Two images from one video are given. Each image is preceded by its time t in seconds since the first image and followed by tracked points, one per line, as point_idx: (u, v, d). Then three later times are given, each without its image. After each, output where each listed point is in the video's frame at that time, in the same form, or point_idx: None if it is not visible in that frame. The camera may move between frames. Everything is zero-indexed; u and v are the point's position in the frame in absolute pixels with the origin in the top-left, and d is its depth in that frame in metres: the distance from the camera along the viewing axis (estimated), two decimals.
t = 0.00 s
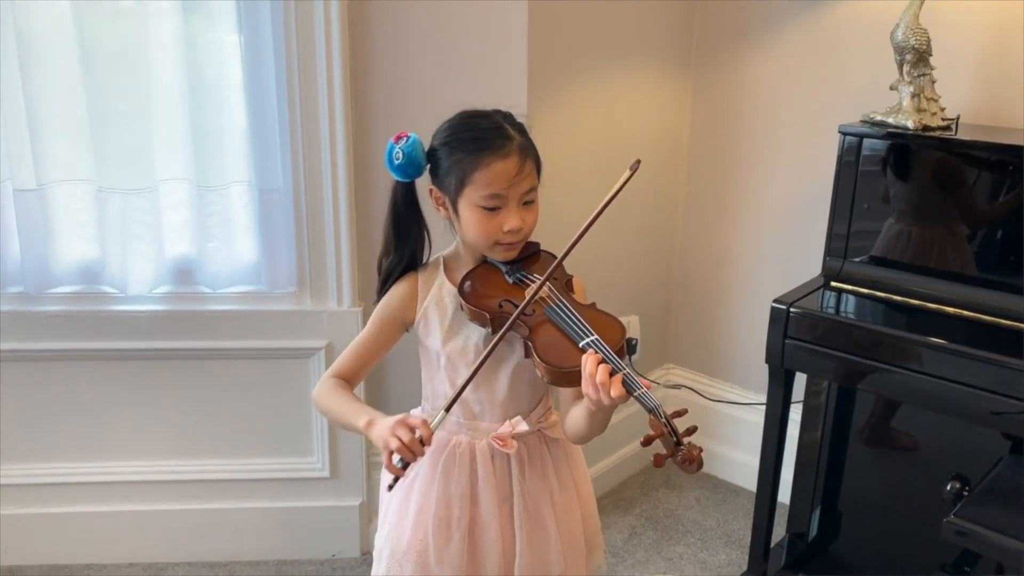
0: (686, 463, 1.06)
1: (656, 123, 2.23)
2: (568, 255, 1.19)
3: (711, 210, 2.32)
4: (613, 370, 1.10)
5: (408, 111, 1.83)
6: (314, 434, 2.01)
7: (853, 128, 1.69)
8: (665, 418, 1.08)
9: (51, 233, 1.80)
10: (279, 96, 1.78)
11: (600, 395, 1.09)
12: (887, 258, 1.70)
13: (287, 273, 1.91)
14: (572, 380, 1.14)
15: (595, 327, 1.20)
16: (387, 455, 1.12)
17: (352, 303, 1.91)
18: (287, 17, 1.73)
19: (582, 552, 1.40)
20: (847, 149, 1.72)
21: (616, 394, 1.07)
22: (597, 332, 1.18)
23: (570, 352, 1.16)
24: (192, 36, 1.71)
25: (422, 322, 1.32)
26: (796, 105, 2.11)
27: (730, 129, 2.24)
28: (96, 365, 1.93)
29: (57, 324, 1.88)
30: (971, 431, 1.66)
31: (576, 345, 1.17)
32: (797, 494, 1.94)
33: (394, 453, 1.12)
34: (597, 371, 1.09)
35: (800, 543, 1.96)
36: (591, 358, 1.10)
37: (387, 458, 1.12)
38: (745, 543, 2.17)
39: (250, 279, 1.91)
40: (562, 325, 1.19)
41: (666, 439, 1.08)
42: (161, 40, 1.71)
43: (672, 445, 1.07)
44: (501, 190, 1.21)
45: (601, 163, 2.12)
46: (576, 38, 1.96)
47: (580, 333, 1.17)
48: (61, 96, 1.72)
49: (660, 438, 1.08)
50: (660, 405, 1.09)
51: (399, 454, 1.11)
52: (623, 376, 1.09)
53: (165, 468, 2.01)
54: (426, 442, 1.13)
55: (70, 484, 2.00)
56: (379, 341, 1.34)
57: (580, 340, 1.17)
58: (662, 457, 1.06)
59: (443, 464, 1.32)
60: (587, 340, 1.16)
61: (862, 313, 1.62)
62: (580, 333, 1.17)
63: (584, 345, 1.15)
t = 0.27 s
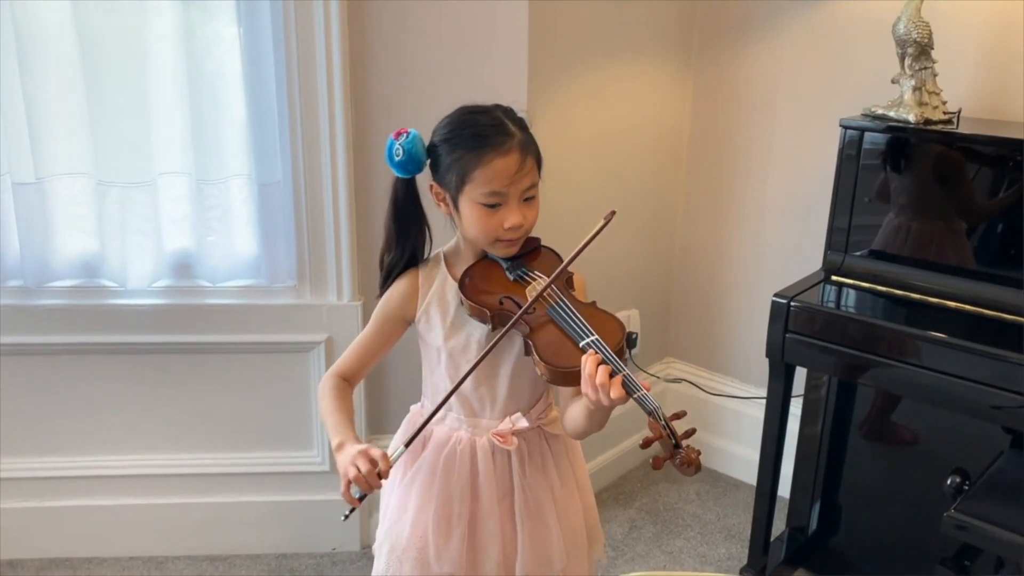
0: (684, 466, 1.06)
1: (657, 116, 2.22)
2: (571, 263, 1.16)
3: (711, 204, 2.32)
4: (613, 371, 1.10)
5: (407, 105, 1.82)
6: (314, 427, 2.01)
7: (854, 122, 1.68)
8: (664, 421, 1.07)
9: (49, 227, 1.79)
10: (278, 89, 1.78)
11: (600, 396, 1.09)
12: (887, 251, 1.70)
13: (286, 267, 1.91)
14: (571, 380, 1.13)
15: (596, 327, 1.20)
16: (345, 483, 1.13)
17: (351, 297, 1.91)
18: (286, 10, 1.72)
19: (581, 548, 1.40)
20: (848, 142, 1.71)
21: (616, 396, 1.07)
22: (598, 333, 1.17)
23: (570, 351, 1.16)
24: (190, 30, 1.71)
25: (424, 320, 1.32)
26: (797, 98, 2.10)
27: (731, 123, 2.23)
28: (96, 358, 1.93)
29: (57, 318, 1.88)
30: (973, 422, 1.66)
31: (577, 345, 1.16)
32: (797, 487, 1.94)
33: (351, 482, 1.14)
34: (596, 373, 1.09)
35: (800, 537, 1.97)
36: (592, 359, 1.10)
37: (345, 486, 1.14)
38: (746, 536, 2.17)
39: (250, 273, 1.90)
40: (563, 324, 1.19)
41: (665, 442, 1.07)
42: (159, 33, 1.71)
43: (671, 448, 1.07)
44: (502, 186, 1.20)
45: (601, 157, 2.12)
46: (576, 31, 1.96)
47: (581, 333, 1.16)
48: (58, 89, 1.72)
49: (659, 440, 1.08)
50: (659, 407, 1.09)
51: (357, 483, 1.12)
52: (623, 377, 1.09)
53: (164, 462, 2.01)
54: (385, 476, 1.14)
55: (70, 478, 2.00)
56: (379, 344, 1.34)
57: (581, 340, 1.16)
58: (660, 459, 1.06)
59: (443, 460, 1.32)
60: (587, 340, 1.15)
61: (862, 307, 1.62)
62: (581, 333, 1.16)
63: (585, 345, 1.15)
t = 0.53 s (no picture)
0: (702, 414, 1.02)
1: (657, 110, 2.22)
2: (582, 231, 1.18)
3: (712, 197, 2.31)
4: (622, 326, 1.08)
5: (408, 99, 1.82)
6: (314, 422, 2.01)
7: (855, 116, 1.69)
8: (679, 369, 1.04)
9: (49, 222, 1.79)
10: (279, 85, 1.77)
11: (611, 351, 1.07)
12: (889, 243, 1.70)
13: (286, 261, 1.91)
14: (579, 341, 1.12)
15: (603, 292, 1.19)
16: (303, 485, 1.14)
17: (352, 292, 1.91)
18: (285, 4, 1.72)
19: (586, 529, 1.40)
20: (850, 137, 1.71)
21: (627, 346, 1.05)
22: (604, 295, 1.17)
23: (578, 314, 1.15)
24: (189, 25, 1.70)
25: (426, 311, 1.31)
26: (798, 92, 2.10)
27: (732, 118, 2.23)
28: (95, 354, 1.93)
29: (56, 313, 1.88)
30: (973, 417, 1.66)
31: (584, 308, 1.15)
32: (797, 483, 1.94)
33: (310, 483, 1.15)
34: (606, 327, 1.08)
35: (801, 532, 1.97)
36: (600, 316, 1.09)
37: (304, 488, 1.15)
38: (746, 531, 2.17)
39: (250, 269, 1.91)
40: (570, 292, 1.18)
41: (680, 391, 1.04)
42: (159, 27, 1.70)
43: (687, 397, 1.03)
44: (500, 157, 1.20)
45: (602, 150, 2.11)
46: (577, 24, 1.95)
47: (587, 296, 1.16)
48: (57, 83, 1.71)
49: (675, 391, 1.05)
50: (672, 357, 1.06)
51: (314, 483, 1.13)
52: (632, 331, 1.08)
53: (165, 457, 2.01)
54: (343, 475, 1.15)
55: (70, 473, 2.00)
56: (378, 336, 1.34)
57: (587, 303, 1.15)
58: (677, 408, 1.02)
59: (447, 453, 1.32)
60: (594, 301, 1.14)
61: (863, 301, 1.61)
62: (587, 296, 1.16)
63: (593, 305, 1.14)
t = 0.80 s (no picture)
0: (690, 443, 1.08)
1: (657, 106, 2.21)
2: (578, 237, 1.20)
3: (712, 193, 2.31)
4: (615, 350, 1.09)
5: (407, 94, 1.81)
6: (313, 417, 2.01)
7: (855, 112, 1.68)
8: (668, 398, 1.09)
9: (48, 219, 1.79)
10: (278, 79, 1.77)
11: (603, 376, 1.08)
12: (889, 241, 1.69)
13: (285, 258, 1.90)
14: (572, 363, 1.13)
15: (596, 310, 1.19)
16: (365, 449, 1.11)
17: (352, 288, 1.91)
18: None
19: (585, 534, 1.39)
20: (851, 133, 1.70)
21: (619, 373, 1.07)
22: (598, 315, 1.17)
23: (571, 334, 1.15)
24: (188, 19, 1.70)
25: (425, 313, 1.32)
26: (798, 88, 2.09)
27: (732, 113, 2.22)
28: (95, 350, 1.93)
29: (56, 309, 1.88)
30: (973, 416, 1.66)
31: (577, 328, 1.16)
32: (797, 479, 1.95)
33: (373, 449, 1.11)
34: (601, 353, 1.08)
35: (800, 528, 1.97)
36: (593, 341, 1.09)
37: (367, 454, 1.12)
38: (745, 527, 2.17)
39: (250, 264, 1.90)
40: (564, 309, 1.19)
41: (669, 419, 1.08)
42: (158, 23, 1.70)
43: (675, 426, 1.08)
44: (499, 175, 1.20)
45: (602, 146, 2.11)
46: (577, 21, 1.94)
47: (581, 316, 1.16)
48: (56, 80, 1.71)
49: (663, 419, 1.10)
50: (662, 384, 1.09)
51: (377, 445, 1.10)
52: (626, 357, 1.09)
53: (164, 452, 2.01)
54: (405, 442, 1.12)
55: (70, 468, 2.00)
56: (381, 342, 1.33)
57: (581, 323, 1.15)
58: (665, 437, 1.08)
59: (442, 455, 1.32)
60: (587, 323, 1.14)
61: (863, 298, 1.61)
62: (580, 315, 1.16)
63: (587, 327, 1.14)
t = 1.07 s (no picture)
0: (700, 385, 1.04)
1: (657, 105, 2.22)
2: (570, 205, 1.23)
3: (712, 192, 2.31)
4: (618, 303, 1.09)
5: (406, 93, 1.82)
6: (313, 417, 2.01)
7: (854, 110, 1.69)
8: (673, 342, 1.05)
9: (48, 217, 1.79)
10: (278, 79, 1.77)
11: (608, 327, 1.07)
12: (888, 240, 1.69)
13: (285, 256, 1.90)
14: (576, 320, 1.12)
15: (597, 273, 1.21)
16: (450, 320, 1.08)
17: (352, 286, 1.91)
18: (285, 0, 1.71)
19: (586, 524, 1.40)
20: (850, 131, 1.71)
21: (624, 321, 1.05)
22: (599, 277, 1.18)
23: (573, 294, 1.16)
24: (188, 20, 1.70)
25: (427, 298, 1.31)
26: (798, 86, 2.09)
27: (732, 112, 2.23)
28: (96, 349, 1.93)
29: (56, 309, 1.88)
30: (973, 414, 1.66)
31: (580, 288, 1.17)
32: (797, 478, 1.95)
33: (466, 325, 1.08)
34: (603, 304, 1.07)
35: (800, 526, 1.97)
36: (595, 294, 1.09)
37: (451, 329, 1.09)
38: (745, 525, 2.17)
39: (250, 264, 1.91)
40: (565, 274, 1.20)
41: (677, 363, 1.05)
42: (158, 22, 1.70)
43: (683, 367, 1.05)
44: (495, 147, 1.20)
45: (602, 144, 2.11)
46: (577, 19, 1.95)
47: (583, 277, 1.17)
48: (56, 79, 1.71)
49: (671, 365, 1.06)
50: (667, 330, 1.07)
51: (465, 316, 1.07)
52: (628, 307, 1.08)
53: (164, 452, 2.01)
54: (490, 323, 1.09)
55: (70, 468, 2.00)
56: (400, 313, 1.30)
57: (582, 282, 1.17)
58: (674, 378, 1.03)
59: (444, 443, 1.32)
60: (590, 281, 1.15)
61: (862, 296, 1.61)
62: (582, 277, 1.17)
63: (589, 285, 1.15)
